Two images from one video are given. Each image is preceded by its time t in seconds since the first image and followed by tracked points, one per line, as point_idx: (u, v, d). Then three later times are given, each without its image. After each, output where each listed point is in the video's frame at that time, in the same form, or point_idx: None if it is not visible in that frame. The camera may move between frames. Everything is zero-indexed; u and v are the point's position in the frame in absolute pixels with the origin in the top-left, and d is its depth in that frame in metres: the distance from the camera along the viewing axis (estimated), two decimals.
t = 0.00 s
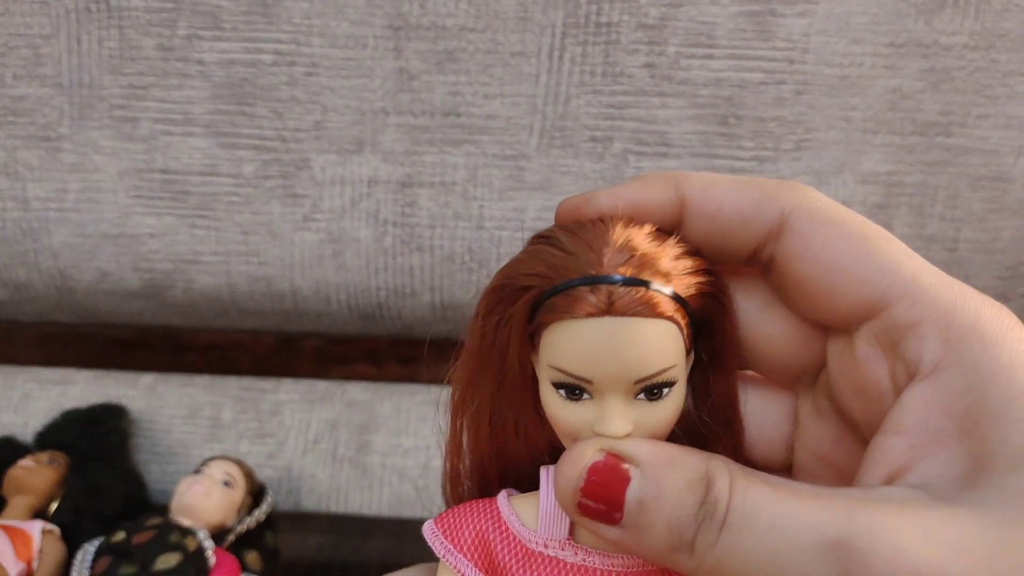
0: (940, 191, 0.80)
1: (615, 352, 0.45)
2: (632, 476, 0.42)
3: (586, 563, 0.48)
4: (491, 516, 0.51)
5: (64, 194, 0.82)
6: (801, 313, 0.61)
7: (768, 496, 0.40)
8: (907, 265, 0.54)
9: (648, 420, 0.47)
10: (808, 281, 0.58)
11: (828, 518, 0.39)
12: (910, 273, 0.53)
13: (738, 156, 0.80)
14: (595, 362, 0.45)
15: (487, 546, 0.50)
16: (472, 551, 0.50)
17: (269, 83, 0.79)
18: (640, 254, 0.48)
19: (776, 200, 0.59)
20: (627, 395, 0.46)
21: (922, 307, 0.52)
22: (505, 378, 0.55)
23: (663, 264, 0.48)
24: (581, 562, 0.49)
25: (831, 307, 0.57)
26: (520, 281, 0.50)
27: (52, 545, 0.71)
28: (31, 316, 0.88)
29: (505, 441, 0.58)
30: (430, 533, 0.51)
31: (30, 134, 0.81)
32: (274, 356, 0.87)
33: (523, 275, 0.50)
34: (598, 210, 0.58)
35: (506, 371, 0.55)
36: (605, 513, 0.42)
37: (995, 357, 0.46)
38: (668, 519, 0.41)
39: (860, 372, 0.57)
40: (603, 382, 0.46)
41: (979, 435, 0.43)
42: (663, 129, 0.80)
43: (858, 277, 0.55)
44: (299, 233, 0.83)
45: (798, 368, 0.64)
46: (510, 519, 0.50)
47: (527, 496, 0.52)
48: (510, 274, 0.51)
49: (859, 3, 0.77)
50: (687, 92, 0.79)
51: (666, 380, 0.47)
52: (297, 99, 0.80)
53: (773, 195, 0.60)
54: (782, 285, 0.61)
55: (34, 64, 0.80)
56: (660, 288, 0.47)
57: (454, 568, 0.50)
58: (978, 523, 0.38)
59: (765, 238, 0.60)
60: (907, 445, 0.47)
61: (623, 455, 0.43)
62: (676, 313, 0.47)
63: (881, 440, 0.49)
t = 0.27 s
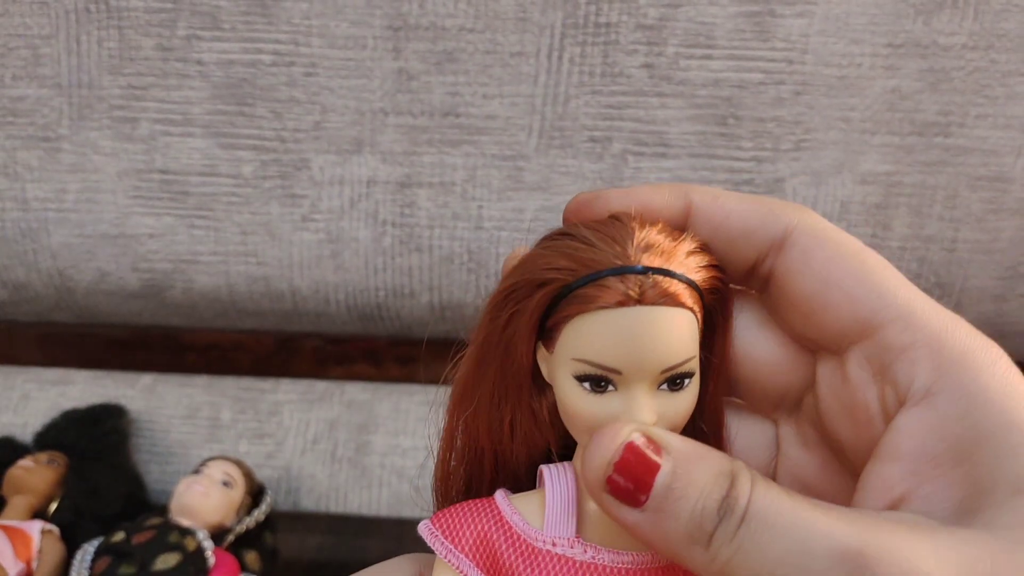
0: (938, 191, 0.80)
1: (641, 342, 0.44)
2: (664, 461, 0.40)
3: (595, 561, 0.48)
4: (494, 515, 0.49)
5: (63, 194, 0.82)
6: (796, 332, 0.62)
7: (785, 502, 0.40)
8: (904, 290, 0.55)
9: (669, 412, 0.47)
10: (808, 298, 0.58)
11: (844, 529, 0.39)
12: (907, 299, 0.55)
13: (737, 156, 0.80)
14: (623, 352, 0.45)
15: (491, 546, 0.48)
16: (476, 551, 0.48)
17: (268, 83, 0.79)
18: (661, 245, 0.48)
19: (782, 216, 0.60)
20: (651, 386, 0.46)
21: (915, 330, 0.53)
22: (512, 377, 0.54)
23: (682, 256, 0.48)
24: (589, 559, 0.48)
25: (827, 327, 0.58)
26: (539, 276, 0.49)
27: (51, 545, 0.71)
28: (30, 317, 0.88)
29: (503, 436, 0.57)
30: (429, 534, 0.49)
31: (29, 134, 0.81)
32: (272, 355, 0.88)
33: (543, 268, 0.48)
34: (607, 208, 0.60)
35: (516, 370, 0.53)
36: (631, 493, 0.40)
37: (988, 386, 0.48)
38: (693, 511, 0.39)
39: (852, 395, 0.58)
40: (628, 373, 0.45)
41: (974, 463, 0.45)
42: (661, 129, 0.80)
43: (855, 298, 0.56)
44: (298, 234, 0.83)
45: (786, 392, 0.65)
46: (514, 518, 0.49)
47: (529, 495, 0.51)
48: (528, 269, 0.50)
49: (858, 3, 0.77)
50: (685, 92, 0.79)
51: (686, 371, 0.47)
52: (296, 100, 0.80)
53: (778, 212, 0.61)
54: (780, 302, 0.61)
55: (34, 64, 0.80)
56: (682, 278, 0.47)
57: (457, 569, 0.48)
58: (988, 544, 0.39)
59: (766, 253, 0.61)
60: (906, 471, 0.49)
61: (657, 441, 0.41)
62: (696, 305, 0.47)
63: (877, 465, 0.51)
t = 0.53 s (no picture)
0: (938, 191, 0.80)
1: (675, 341, 0.45)
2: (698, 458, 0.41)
3: (611, 557, 0.48)
4: (509, 513, 0.49)
5: (63, 194, 0.82)
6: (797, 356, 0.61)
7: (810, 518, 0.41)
8: (906, 323, 0.55)
9: (695, 409, 0.47)
10: (809, 325, 0.58)
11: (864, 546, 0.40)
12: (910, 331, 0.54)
13: (736, 156, 0.80)
14: (658, 352, 0.45)
15: (507, 544, 0.47)
16: (492, 549, 0.47)
17: (268, 83, 0.79)
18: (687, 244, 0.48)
19: (792, 240, 0.59)
20: (682, 384, 0.46)
21: (917, 363, 0.53)
22: (529, 377, 0.53)
23: (707, 256, 0.49)
24: (606, 556, 0.48)
25: (827, 356, 0.58)
26: (567, 278, 0.48)
27: (52, 545, 0.71)
28: (29, 316, 0.88)
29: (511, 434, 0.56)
30: (442, 532, 0.48)
31: (29, 134, 0.81)
32: (275, 356, 0.88)
33: (572, 268, 0.48)
34: (625, 208, 0.61)
35: (535, 370, 0.53)
36: (662, 483, 0.41)
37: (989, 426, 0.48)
38: (719, 509, 0.40)
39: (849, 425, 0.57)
40: (663, 372, 0.45)
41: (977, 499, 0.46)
42: (661, 130, 0.80)
43: (858, 327, 0.55)
44: (299, 234, 0.83)
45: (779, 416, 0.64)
46: (529, 516, 0.48)
47: (541, 492, 0.51)
48: (556, 272, 0.49)
49: (858, 3, 0.77)
50: (685, 92, 0.79)
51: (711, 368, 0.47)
52: (296, 100, 0.80)
53: (788, 234, 0.60)
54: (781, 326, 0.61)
55: (34, 64, 0.80)
56: (710, 278, 0.48)
57: (474, 568, 0.47)
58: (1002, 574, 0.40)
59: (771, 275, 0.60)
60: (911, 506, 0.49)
61: (694, 439, 0.42)
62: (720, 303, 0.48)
63: (877, 500, 0.51)
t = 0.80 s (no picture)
0: (938, 191, 0.80)
1: (662, 337, 0.45)
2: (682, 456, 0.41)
3: (605, 557, 0.47)
4: (501, 513, 0.49)
5: (63, 194, 0.82)
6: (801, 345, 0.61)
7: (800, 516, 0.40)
8: (911, 313, 0.55)
9: (685, 407, 0.47)
10: (815, 315, 0.57)
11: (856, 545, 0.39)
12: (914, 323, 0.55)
13: (736, 156, 0.80)
14: (645, 349, 0.45)
15: (499, 544, 0.48)
16: (484, 548, 0.48)
17: (268, 83, 0.79)
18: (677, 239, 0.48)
19: (797, 229, 0.59)
20: (670, 381, 0.46)
21: (921, 354, 0.53)
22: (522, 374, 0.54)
23: (699, 252, 0.48)
24: (599, 556, 0.47)
25: (833, 347, 0.57)
26: (556, 274, 0.48)
27: (51, 545, 0.71)
28: (29, 317, 0.88)
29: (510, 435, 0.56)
30: (435, 532, 0.49)
31: (29, 134, 0.81)
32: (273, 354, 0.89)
33: (562, 265, 0.48)
34: (625, 205, 0.61)
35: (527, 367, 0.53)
36: (647, 482, 0.41)
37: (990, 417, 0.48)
38: (705, 508, 0.40)
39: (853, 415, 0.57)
40: (649, 369, 0.45)
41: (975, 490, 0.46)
42: (661, 129, 0.80)
43: (864, 317, 0.55)
44: (299, 234, 0.83)
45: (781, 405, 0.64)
46: (522, 515, 0.49)
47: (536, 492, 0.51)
48: (545, 268, 0.49)
49: (858, 3, 0.77)
50: (685, 92, 0.79)
51: (702, 366, 0.47)
52: (296, 100, 0.80)
53: (793, 224, 0.60)
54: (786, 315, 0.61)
55: (34, 64, 0.80)
56: (700, 274, 0.47)
57: (465, 567, 0.48)
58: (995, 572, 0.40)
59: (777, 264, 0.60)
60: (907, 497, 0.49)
61: (681, 437, 0.42)
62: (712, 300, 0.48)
63: (877, 489, 0.51)
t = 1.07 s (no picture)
0: (936, 191, 0.81)
1: (595, 318, 0.44)
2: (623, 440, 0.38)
3: (565, 547, 0.48)
4: (469, 501, 0.51)
5: (62, 195, 0.82)
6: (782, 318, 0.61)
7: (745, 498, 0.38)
8: (895, 282, 0.53)
9: (627, 393, 0.46)
10: (792, 287, 0.58)
11: (801, 528, 0.38)
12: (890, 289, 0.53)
13: (735, 157, 0.80)
14: (576, 332, 0.45)
15: (466, 532, 0.50)
16: (452, 536, 0.50)
17: (267, 84, 0.79)
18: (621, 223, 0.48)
19: (771, 201, 0.60)
20: (607, 366, 0.46)
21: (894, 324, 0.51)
22: (491, 360, 0.54)
23: (644, 235, 0.48)
24: (559, 546, 0.48)
25: (810, 316, 0.57)
26: (498, 260, 0.50)
27: (50, 545, 0.71)
28: (29, 317, 0.88)
29: (494, 425, 0.57)
30: (408, 518, 0.51)
31: (28, 135, 0.81)
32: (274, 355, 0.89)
33: (507, 252, 0.49)
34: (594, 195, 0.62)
35: (491, 354, 0.54)
36: (589, 475, 0.38)
37: (961, 381, 0.45)
38: (648, 493, 0.37)
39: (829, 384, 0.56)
40: (581, 353, 0.45)
41: (936, 463, 0.43)
42: (660, 130, 0.80)
43: (838, 286, 0.55)
44: (297, 234, 0.83)
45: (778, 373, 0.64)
46: (488, 503, 0.50)
47: (507, 482, 0.52)
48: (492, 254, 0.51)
49: (856, 4, 0.77)
50: (683, 93, 0.79)
51: (645, 351, 0.46)
52: (295, 100, 0.80)
53: (768, 196, 0.60)
54: (766, 288, 0.61)
55: (33, 65, 0.80)
56: (641, 257, 0.47)
57: (433, 553, 0.50)
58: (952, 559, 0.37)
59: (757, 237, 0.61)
60: (866, 468, 0.46)
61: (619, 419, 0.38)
62: (657, 284, 0.47)
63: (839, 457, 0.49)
